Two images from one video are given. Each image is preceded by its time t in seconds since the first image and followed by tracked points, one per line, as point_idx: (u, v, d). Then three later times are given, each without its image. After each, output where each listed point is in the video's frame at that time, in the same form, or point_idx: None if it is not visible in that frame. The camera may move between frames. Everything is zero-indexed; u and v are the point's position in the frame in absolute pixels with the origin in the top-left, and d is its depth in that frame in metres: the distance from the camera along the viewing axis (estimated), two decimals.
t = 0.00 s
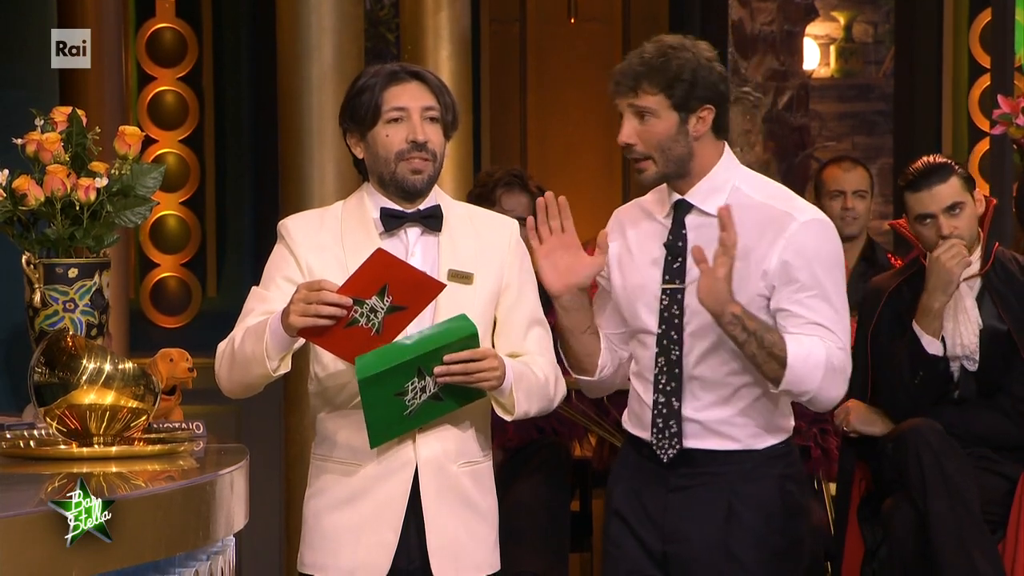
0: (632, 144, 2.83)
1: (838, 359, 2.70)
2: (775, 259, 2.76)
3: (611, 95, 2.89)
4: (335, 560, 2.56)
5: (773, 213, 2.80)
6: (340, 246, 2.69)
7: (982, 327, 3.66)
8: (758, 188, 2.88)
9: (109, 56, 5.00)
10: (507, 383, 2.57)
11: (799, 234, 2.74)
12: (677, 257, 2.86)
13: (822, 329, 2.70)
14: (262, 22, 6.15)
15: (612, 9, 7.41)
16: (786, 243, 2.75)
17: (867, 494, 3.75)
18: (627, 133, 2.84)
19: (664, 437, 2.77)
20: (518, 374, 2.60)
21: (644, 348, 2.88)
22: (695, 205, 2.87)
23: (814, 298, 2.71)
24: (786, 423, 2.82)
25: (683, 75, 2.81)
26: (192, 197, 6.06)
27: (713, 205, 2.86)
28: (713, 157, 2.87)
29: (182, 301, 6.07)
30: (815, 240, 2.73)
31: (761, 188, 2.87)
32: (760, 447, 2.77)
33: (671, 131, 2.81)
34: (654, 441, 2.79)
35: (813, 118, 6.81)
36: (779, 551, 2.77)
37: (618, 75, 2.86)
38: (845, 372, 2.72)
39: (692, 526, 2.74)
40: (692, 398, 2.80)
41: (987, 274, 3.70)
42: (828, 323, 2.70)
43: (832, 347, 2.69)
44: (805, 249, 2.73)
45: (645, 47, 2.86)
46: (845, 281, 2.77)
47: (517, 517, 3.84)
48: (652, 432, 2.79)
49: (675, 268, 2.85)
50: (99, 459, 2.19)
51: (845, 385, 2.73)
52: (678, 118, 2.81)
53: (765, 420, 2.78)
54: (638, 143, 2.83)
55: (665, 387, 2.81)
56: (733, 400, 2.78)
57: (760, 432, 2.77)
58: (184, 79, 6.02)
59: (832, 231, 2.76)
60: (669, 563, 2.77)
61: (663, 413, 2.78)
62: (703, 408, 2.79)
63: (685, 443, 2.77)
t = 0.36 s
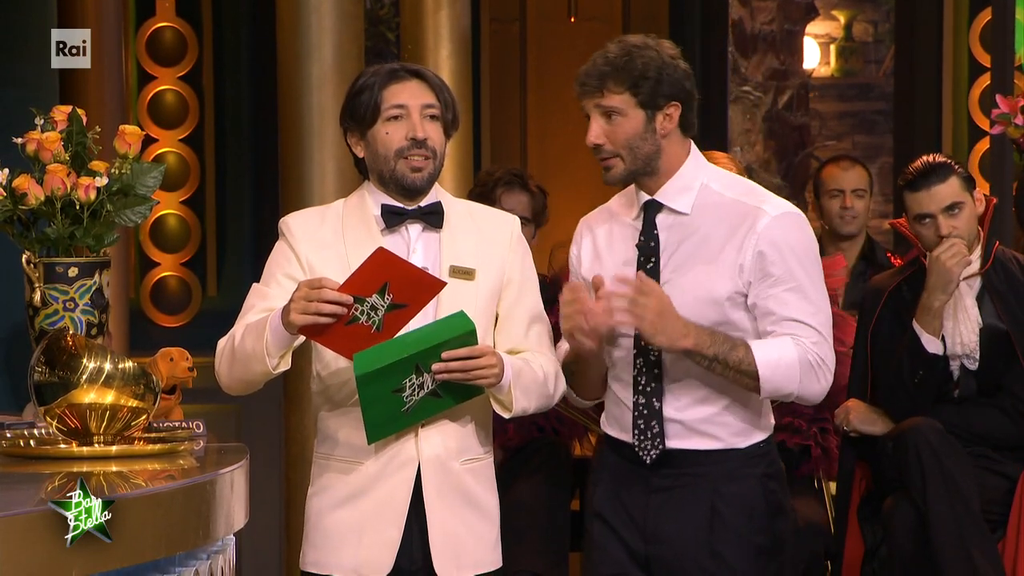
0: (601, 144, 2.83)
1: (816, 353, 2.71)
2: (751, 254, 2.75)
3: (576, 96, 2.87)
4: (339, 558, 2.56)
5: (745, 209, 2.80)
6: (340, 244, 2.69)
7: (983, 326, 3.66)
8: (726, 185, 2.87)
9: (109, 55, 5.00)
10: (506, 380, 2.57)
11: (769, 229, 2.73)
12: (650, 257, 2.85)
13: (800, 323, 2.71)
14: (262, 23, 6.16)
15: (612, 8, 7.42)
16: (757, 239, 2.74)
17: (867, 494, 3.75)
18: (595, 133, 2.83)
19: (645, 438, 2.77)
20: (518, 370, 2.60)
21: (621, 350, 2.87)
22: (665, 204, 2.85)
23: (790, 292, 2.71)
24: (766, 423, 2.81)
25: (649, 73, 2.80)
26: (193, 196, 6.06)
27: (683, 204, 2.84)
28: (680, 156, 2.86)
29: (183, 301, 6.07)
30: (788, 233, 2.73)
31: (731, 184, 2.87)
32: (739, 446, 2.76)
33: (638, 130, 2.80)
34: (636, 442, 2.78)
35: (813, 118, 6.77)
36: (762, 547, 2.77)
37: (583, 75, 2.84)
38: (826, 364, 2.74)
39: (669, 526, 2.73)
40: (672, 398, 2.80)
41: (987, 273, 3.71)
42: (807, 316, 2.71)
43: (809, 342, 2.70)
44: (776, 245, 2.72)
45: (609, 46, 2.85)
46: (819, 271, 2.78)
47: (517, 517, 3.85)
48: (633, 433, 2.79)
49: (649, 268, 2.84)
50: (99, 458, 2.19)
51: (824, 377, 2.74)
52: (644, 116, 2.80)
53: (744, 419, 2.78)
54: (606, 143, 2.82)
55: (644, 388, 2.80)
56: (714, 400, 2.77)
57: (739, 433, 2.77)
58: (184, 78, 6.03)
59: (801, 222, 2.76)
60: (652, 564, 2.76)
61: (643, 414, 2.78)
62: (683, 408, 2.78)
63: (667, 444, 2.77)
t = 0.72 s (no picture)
0: (603, 145, 2.81)
1: (825, 350, 2.73)
2: (758, 254, 2.75)
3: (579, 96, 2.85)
4: (339, 558, 2.56)
5: (749, 208, 2.80)
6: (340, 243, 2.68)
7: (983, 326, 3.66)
8: (727, 184, 2.87)
9: (109, 55, 5.00)
10: (507, 380, 2.58)
11: (777, 228, 2.74)
12: (654, 258, 2.82)
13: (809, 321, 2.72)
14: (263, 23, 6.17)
15: (612, 9, 7.44)
16: (765, 239, 2.74)
17: (867, 493, 3.75)
18: (596, 134, 2.81)
19: (653, 439, 2.75)
20: (519, 370, 2.61)
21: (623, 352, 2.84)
22: (667, 204, 2.84)
23: (799, 290, 2.72)
24: (767, 421, 2.83)
25: (654, 77, 2.79)
26: (193, 196, 6.06)
27: (687, 203, 2.83)
28: (682, 157, 2.86)
29: (183, 301, 6.07)
30: (795, 232, 2.74)
31: (732, 184, 2.87)
32: (745, 444, 2.78)
33: (642, 132, 2.79)
34: (642, 444, 2.77)
35: (813, 118, 6.78)
36: (764, 545, 2.76)
37: (587, 75, 2.82)
38: (835, 361, 2.75)
39: (673, 525, 2.73)
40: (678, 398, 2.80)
41: (986, 273, 3.70)
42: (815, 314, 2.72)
43: (818, 341, 2.72)
44: (784, 244, 2.73)
45: (614, 47, 2.83)
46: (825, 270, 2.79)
47: (517, 516, 3.85)
48: (639, 434, 2.77)
49: (652, 269, 2.82)
50: (99, 458, 2.19)
51: (834, 375, 2.75)
52: (648, 119, 2.79)
53: (748, 417, 2.79)
54: (608, 143, 2.80)
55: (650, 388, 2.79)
56: (717, 400, 2.78)
57: (743, 431, 2.78)
58: (184, 78, 6.03)
59: (806, 220, 2.77)
60: (655, 565, 2.75)
61: (650, 415, 2.77)
62: (688, 408, 2.78)
63: (674, 444, 2.76)
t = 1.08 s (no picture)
0: (643, 139, 2.80)
1: (852, 358, 2.74)
2: (790, 257, 2.75)
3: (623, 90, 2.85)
4: (339, 554, 2.55)
5: (784, 211, 2.80)
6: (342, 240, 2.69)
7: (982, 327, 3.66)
8: (762, 187, 2.87)
9: (109, 55, 5.00)
10: (515, 380, 2.58)
11: (811, 233, 2.75)
12: (685, 255, 2.82)
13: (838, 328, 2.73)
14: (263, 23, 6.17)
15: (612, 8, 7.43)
16: (798, 243, 2.75)
17: (867, 493, 3.74)
18: (637, 128, 2.81)
19: (672, 435, 2.76)
20: (526, 370, 2.62)
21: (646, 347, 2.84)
22: (702, 203, 2.83)
23: (830, 297, 2.73)
24: (788, 423, 2.83)
25: (701, 78, 2.80)
26: (193, 196, 6.05)
27: (722, 203, 2.82)
28: (722, 156, 2.86)
29: (183, 301, 6.08)
30: (829, 239, 2.75)
31: (767, 187, 2.87)
32: (762, 445, 2.77)
33: (682, 131, 2.79)
34: (661, 439, 2.77)
35: (814, 117, 6.82)
36: (781, 545, 2.77)
37: (634, 69, 2.83)
38: (861, 371, 2.77)
39: (691, 524, 2.73)
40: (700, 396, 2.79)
41: (986, 274, 3.70)
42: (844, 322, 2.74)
43: (846, 349, 2.74)
44: (817, 250, 2.74)
45: (664, 44, 2.84)
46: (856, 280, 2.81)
47: (517, 516, 3.85)
48: (659, 430, 2.77)
49: (682, 266, 2.81)
50: (99, 458, 2.19)
51: (859, 383, 2.77)
52: (691, 118, 2.80)
53: (769, 418, 2.79)
54: (648, 138, 2.80)
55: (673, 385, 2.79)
56: (740, 399, 2.77)
57: (764, 432, 2.78)
58: (184, 78, 6.03)
59: (840, 228, 2.78)
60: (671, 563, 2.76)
61: (671, 410, 2.77)
62: (709, 406, 2.77)
63: (692, 442, 2.76)
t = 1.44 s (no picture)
0: (678, 137, 2.83)
1: (878, 367, 2.73)
2: (820, 263, 2.75)
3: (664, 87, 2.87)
4: (344, 549, 2.51)
5: (816, 216, 2.79)
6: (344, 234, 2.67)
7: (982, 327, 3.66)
8: (796, 191, 2.86)
9: (109, 55, 5.00)
10: (522, 373, 2.59)
11: (843, 239, 2.74)
12: (714, 253, 2.81)
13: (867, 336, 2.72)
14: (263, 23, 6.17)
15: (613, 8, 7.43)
16: (829, 249, 2.74)
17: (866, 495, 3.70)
18: (674, 125, 2.83)
19: (691, 434, 2.75)
20: (533, 362, 2.62)
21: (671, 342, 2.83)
22: (735, 202, 2.83)
23: (860, 304, 2.72)
24: (809, 426, 2.82)
25: (740, 79, 2.81)
26: (193, 196, 6.05)
27: (756, 205, 2.81)
28: (757, 157, 2.86)
29: (182, 301, 6.08)
30: (861, 247, 2.74)
31: (802, 193, 2.86)
32: (781, 445, 2.76)
33: (717, 131, 2.81)
34: (681, 437, 2.76)
35: (813, 118, 6.84)
36: (800, 545, 2.76)
37: (675, 67, 2.85)
38: (887, 380, 2.76)
39: (710, 523, 2.73)
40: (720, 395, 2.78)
41: (987, 274, 3.70)
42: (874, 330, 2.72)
43: (873, 357, 2.73)
44: (849, 257, 2.73)
45: (707, 43, 2.85)
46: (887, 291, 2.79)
47: (517, 516, 3.85)
48: (678, 428, 2.76)
49: (711, 265, 2.81)
50: (99, 458, 2.19)
51: (885, 390, 2.76)
52: (727, 119, 2.81)
53: (791, 419, 2.77)
54: (683, 136, 2.82)
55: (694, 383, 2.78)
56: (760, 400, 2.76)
57: (784, 431, 2.77)
58: (184, 78, 6.03)
59: (873, 237, 2.77)
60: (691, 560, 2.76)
61: (692, 407, 2.76)
62: (729, 406, 2.76)
63: (712, 440, 2.75)
